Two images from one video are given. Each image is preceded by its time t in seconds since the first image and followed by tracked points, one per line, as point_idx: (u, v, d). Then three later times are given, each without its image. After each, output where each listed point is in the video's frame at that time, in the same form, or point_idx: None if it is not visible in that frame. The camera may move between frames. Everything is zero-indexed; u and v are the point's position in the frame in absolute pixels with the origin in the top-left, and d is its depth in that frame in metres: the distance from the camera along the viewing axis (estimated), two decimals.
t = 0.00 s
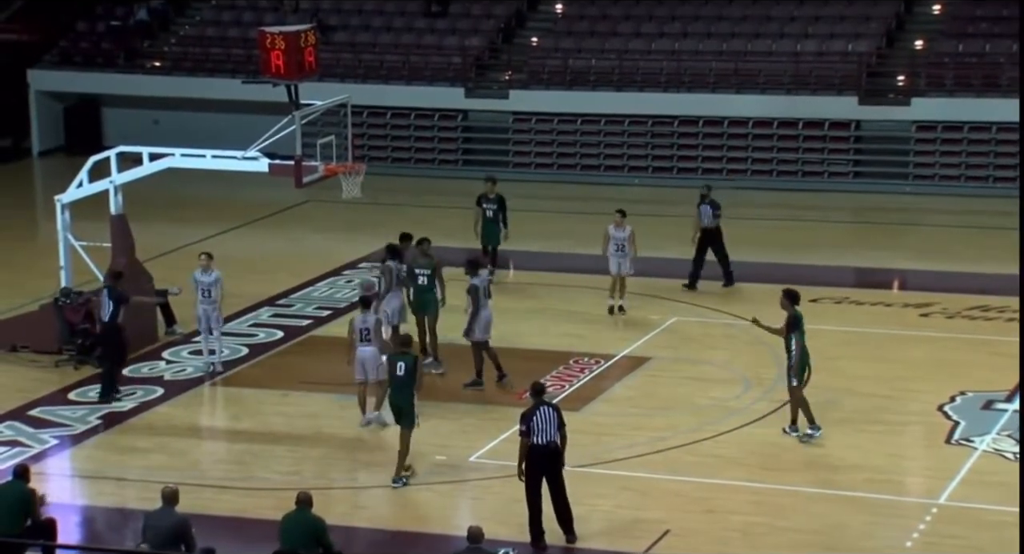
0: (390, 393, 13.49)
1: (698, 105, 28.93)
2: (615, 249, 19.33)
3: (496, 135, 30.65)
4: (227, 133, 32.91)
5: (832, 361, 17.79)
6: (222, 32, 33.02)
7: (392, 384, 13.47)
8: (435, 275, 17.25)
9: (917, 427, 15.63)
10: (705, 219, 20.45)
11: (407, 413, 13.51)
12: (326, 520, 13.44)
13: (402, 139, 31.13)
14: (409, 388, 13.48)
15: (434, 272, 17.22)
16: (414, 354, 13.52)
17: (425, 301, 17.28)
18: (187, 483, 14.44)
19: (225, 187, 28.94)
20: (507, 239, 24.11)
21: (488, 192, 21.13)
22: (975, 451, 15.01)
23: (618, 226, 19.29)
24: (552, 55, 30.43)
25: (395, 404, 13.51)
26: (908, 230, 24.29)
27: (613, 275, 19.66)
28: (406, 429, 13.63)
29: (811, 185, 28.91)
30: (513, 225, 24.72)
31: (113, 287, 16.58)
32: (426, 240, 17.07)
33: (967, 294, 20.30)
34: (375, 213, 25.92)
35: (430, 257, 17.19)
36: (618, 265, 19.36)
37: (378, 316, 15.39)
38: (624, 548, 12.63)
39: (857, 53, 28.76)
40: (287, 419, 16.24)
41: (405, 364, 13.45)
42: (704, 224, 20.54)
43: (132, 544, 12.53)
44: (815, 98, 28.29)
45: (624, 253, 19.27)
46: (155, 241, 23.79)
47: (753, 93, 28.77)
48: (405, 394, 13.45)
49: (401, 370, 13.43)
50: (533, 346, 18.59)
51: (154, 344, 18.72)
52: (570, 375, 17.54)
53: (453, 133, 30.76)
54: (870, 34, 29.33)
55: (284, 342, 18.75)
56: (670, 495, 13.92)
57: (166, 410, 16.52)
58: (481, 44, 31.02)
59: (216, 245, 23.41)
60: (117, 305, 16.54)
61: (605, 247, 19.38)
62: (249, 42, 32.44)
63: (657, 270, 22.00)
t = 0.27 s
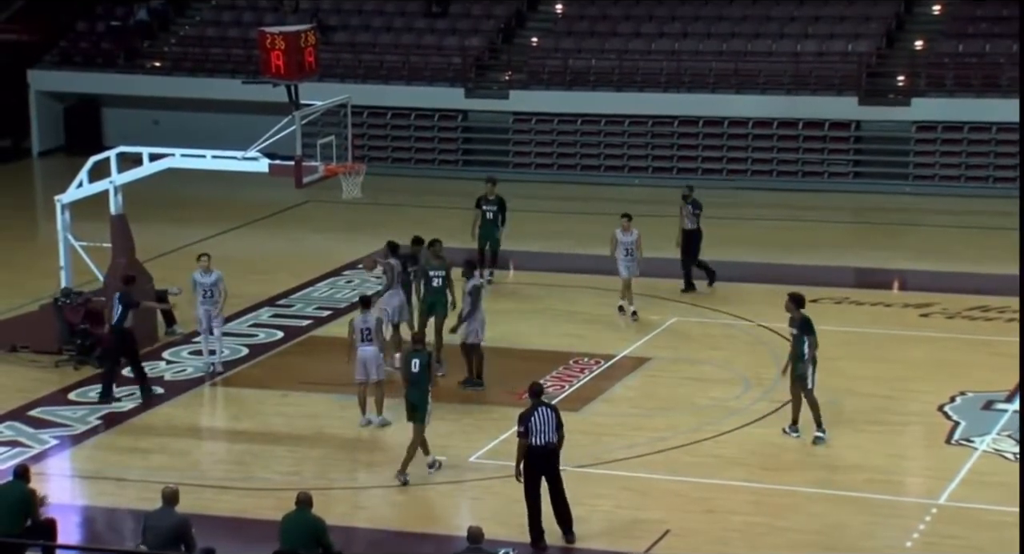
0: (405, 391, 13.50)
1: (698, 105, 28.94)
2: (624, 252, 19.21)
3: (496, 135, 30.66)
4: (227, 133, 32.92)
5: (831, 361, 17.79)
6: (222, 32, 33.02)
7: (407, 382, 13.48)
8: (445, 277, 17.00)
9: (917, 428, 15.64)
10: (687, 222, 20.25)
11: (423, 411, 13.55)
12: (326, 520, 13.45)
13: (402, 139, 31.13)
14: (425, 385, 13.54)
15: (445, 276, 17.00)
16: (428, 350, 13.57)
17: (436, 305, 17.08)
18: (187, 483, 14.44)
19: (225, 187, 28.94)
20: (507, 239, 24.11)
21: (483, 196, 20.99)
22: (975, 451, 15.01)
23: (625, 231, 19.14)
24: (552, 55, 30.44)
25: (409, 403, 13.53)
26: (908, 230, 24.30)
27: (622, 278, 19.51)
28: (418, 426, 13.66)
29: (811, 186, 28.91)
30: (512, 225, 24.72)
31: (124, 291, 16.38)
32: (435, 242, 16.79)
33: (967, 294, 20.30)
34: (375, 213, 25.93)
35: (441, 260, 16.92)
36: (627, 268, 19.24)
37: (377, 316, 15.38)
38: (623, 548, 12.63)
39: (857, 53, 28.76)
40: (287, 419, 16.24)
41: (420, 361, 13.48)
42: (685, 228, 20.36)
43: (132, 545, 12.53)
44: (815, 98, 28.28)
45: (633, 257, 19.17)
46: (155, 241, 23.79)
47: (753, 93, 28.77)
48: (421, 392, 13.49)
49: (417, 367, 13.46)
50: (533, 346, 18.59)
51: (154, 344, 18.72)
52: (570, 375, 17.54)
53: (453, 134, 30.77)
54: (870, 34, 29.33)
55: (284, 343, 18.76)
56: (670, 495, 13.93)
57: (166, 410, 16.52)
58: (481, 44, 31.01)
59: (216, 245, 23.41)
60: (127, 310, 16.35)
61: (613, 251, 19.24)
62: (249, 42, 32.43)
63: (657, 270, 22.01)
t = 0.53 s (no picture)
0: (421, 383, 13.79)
1: (698, 106, 28.94)
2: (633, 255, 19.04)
3: (497, 135, 30.68)
4: (227, 134, 32.93)
5: (831, 362, 17.79)
6: (222, 32, 33.02)
7: (422, 374, 13.75)
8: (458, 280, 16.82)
9: (918, 428, 15.64)
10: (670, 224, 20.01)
11: (438, 401, 13.81)
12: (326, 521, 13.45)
13: (402, 139, 31.13)
14: (439, 378, 13.76)
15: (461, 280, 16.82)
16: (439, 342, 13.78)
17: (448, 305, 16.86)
18: (187, 483, 14.44)
19: (225, 187, 28.94)
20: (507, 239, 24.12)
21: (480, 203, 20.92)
22: (976, 451, 15.01)
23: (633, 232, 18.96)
24: (552, 55, 30.45)
25: (424, 395, 13.79)
26: (908, 231, 24.30)
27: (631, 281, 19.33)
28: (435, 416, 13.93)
29: (811, 186, 28.90)
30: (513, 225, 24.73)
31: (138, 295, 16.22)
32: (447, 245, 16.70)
33: (967, 295, 20.30)
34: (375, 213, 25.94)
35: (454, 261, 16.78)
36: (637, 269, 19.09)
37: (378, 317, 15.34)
38: (624, 548, 12.63)
39: (857, 53, 28.76)
40: (288, 420, 16.24)
41: (433, 352, 13.72)
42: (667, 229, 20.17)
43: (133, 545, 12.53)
44: (815, 99, 28.28)
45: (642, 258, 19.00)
46: (156, 241, 23.79)
47: (754, 93, 28.76)
48: (436, 384, 13.75)
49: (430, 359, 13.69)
50: (533, 347, 18.59)
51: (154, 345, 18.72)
52: (571, 375, 17.54)
53: (453, 134, 30.78)
54: (870, 34, 29.33)
55: (284, 343, 18.76)
56: (671, 495, 13.92)
57: (167, 410, 16.53)
58: (481, 45, 31.01)
59: (217, 245, 23.42)
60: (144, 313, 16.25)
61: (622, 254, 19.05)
62: (249, 42, 32.42)
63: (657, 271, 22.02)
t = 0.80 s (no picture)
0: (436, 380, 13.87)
1: (698, 106, 28.95)
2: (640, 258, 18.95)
3: (498, 136, 30.71)
4: (227, 134, 32.94)
5: (831, 362, 17.79)
6: (223, 33, 33.02)
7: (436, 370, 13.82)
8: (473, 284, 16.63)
9: (918, 428, 15.64)
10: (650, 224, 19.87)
11: (452, 398, 13.88)
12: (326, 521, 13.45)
13: (403, 139, 31.15)
14: (454, 374, 13.83)
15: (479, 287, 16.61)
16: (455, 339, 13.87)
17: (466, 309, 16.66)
18: (188, 483, 14.44)
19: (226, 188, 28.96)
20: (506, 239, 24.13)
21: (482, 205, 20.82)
22: (976, 452, 15.01)
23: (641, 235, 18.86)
24: (552, 56, 30.45)
25: (440, 391, 13.87)
26: (908, 231, 24.32)
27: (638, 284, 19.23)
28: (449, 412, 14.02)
29: (812, 186, 28.91)
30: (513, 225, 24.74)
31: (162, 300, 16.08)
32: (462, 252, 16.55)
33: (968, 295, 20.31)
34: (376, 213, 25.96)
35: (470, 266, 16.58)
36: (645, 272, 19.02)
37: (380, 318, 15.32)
38: (624, 548, 12.63)
39: (857, 54, 28.75)
40: (288, 420, 16.24)
41: (448, 350, 13.81)
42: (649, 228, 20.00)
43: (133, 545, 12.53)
44: (815, 99, 28.26)
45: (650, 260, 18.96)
46: (156, 242, 23.79)
47: (754, 93, 28.75)
48: (449, 379, 13.82)
49: (445, 355, 13.79)
50: (533, 347, 18.59)
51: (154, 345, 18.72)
52: (571, 375, 17.54)
53: (453, 134, 30.79)
54: (871, 35, 29.32)
55: (285, 343, 18.76)
56: (671, 495, 13.93)
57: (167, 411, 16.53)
58: (481, 45, 31.01)
59: (217, 245, 23.43)
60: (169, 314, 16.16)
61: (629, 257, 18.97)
62: (250, 43, 32.41)
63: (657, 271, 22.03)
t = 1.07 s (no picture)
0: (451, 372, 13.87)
1: (698, 107, 28.96)
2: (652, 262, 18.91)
3: (500, 136, 30.75)
4: (229, 134, 32.96)
5: (833, 362, 17.78)
6: (224, 33, 33.04)
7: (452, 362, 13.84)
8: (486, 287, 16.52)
9: (919, 429, 15.63)
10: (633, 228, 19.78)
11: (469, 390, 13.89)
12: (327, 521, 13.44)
13: (404, 140, 31.17)
14: (470, 365, 13.84)
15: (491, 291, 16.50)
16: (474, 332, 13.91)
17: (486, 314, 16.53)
18: (189, 483, 14.44)
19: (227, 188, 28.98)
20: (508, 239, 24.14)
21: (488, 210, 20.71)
22: (978, 453, 15.00)
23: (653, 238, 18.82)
24: (554, 56, 30.47)
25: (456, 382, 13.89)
26: (909, 231, 24.33)
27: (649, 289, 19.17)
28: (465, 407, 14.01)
29: (813, 186, 28.91)
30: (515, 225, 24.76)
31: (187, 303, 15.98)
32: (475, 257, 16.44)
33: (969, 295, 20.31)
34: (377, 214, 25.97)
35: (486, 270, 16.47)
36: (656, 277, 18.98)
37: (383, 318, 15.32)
38: (624, 548, 12.63)
39: (859, 54, 28.73)
40: (289, 420, 16.23)
41: (466, 341, 13.85)
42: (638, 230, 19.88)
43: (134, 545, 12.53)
44: (818, 100, 28.21)
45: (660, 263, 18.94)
46: (157, 242, 23.80)
47: (755, 93, 28.73)
48: (466, 372, 13.84)
49: (463, 347, 13.83)
50: (535, 347, 18.59)
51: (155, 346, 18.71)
52: (572, 376, 17.53)
53: (454, 135, 30.82)
54: (872, 35, 29.32)
55: (287, 343, 18.76)
56: (672, 496, 13.92)
57: (168, 411, 16.53)
58: (483, 45, 31.01)
59: (220, 246, 23.44)
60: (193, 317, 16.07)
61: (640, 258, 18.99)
62: (251, 43, 32.42)
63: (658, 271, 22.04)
